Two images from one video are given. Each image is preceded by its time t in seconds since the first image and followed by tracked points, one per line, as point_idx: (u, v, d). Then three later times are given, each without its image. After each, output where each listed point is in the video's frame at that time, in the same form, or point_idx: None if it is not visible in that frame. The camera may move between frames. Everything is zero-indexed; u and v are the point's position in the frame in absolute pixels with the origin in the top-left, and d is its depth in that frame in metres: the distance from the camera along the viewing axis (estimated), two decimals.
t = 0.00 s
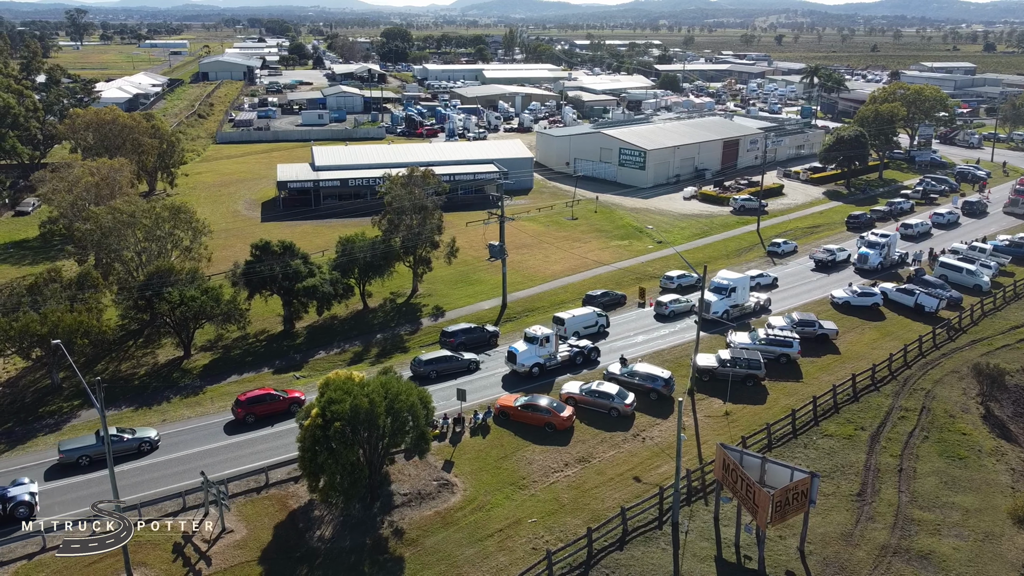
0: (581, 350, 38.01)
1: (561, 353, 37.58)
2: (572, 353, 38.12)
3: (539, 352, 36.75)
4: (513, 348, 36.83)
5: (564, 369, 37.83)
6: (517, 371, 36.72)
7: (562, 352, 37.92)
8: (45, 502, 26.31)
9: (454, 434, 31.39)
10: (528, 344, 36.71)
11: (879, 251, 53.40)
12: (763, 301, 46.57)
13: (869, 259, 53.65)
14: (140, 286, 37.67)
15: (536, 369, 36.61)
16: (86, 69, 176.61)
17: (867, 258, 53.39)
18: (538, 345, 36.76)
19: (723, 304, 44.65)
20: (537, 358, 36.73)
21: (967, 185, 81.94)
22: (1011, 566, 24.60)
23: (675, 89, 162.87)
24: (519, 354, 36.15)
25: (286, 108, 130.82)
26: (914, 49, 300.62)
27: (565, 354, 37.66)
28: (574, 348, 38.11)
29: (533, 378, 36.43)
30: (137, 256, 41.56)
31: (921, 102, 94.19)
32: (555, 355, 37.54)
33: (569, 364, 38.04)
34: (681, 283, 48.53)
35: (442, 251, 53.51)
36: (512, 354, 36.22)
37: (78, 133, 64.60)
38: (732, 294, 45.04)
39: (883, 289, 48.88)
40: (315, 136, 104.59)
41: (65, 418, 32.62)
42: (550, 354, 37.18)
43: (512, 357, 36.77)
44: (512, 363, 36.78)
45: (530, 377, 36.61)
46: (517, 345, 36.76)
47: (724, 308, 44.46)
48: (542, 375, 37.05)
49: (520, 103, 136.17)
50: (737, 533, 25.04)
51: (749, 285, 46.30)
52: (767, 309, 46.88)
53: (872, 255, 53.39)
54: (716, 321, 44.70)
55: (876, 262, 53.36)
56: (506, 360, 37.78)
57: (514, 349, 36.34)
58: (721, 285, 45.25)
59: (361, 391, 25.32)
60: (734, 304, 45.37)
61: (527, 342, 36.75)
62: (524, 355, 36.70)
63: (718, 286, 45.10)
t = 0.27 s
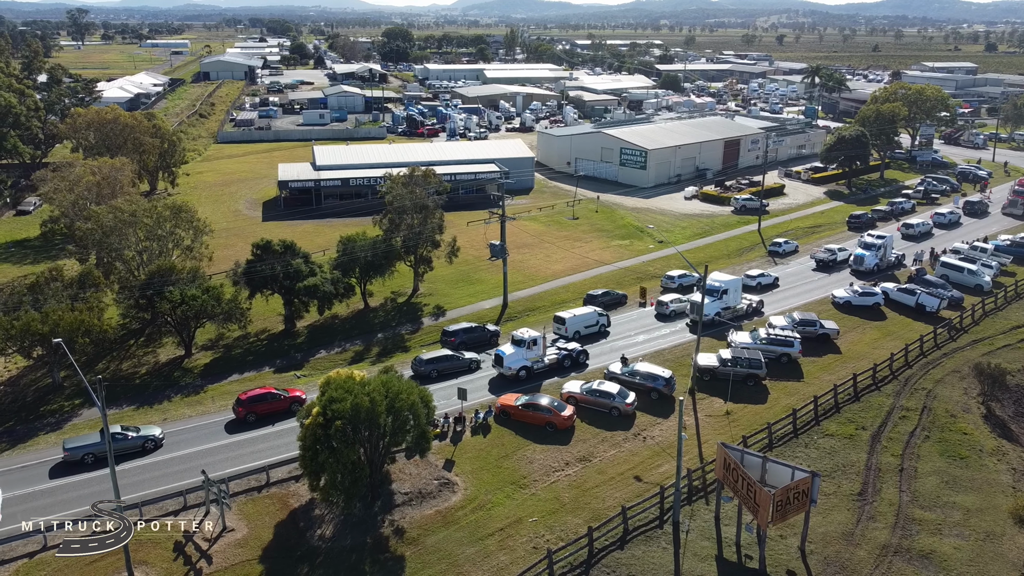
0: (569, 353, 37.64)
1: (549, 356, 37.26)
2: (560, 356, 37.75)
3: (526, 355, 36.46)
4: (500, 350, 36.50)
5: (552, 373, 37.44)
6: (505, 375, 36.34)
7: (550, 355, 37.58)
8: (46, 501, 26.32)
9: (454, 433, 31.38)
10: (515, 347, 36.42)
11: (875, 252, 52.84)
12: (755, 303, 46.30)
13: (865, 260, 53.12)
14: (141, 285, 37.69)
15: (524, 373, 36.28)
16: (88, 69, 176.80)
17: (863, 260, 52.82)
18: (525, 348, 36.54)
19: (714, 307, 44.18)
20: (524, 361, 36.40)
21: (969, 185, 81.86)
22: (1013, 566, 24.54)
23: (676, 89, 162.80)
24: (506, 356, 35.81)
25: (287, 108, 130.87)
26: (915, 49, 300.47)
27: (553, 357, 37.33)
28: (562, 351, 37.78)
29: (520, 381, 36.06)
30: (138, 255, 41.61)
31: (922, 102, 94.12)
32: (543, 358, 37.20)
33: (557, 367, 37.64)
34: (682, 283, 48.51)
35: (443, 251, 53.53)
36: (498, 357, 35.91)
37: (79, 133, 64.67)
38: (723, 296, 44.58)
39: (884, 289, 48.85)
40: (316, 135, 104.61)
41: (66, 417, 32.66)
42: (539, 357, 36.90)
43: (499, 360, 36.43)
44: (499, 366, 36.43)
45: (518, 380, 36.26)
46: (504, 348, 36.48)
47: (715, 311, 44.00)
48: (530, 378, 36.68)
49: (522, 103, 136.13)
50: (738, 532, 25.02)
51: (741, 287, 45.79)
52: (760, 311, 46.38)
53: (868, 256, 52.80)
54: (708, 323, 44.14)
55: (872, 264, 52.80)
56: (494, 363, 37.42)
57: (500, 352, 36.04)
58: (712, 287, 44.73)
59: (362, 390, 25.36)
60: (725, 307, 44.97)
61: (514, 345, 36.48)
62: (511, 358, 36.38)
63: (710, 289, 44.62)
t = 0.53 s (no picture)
0: (556, 357, 37.07)
1: (536, 359, 36.80)
2: (548, 360, 37.19)
3: (513, 359, 36.06)
4: (487, 354, 36.13)
5: (540, 377, 36.91)
6: (491, 378, 35.93)
7: (537, 358, 37.10)
8: (47, 500, 26.32)
9: (455, 433, 31.38)
10: (502, 350, 35.98)
11: (871, 254, 52.12)
12: (748, 305, 45.20)
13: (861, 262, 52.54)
14: (143, 285, 37.74)
15: (511, 376, 35.88)
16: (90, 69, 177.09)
17: (859, 261, 52.16)
18: (512, 351, 36.12)
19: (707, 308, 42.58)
20: (511, 364, 35.96)
21: (970, 185, 81.79)
22: (1014, 566, 24.52)
23: (678, 89, 162.76)
24: (492, 360, 35.44)
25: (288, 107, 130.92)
26: (916, 49, 300.40)
27: (540, 361, 36.84)
28: (550, 355, 37.24)
29: (507, 385, 35.64)
30: (138, 255, 41.67)
31: (924, 102, 94.08)
32: (530, 361, 36.73)
33: (544, 371, 37.10)
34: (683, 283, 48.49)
35: (444, 251, 53.55)
36: (485, 361, 35.53)
37: (81, 132, 64.77)
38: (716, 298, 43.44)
39: (885, 289, 48.84)
40: (317, 135, 104.67)
41: (67, 417, 32.69)
42: (525, 360, 36.48)
43: (485, 363, 36.04)
44: (485, 370, 36.05)
45: (504, 383, 35.82)
46: (491, 351, 36.12)
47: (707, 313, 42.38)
48: (516, 382, 36.25)
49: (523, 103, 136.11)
50: (739, 532, 25.02)
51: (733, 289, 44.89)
52: (752, 314, 45.47)
53: (864, 258, 52.08)
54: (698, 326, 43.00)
55: (868, 266, 52.15)
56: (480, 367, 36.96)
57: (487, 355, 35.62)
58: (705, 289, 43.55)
59: (363, 389, 25.39)
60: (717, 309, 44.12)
61: (501, 348, 36.05)
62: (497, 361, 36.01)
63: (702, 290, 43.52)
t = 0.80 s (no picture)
0: (543, 360, 36.78)
1: (523, 363, 36.45)
2: (535, 363, 36.88)
3: (499, 362, 35.63)
4: (473, 358, 35.70)
5: (526, 380, 36.63)
6: (478, 382, 35.58)
7: (524, 362, 36.76)
8: (49, 499, 26.35)
9: (456, 432, 31.37)
10: (488, 354, 35.56)
11: (866, 256, 51.79)
12: (740, 308, 44.98)
13: (856, 264, 52.20)
14: (144, 285, 37.77)
15: (497, 380, 35.54)
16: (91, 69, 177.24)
17: (854, 263, 51.81)
18: (498, 355, 35.61)
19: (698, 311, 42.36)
20: (497, 368, 35.59)
21: (971, 186, 81.73)
22: (1015, 566, 24.49)
23: (679, 89, 162.71)
24: (478, 364, 35.02)
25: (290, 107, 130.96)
26: (917, 50, 300.32)
27: (527, 364, 36.51)
28: (537, 358, 36.91)
29: (493, 389, 35.30)
30: (139, 254, 41.70)
31: (925, 102, 94.06)
32: (516, 365, 36.39)
33: (532, 374, 36.82)
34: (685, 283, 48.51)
35: (445, 251, 53.57)
36: (471, 365, 35.13)
37: (82, 132, 64.85)
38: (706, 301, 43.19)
39: (886, 289, 48.82)
40: (318, 135, 104.69)
41: (68, 416, 32.71)
42: (512, 364, 36.08)
43: (471, 366, 35.65)
44: (471, 373, 35.66)
45: (491, 387, 35.52)
46: (477, 355, 35.66)
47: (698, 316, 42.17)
48: (502, 385, 35.93)
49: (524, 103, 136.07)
50: (740, 532, 25.00)
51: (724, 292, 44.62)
52: (744, 317, 45.24)
53: (859, 260, 51.71)
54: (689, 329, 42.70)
55: (863, 268, 51.82)
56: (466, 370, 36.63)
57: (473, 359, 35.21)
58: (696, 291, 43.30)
59: (364, 389, 25.41)
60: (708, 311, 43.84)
61: (488, 352, 35.63)
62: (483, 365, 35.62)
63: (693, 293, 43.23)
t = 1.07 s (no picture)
0: (530, 364, 36.41)
1: (509, 367, 36.06)
2: (521, 367, 36.49)
3: (485, 367, 35.19)
4: (459, 361, 35.20)
5: (512, 385, 36.24)
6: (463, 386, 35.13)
7: (510, 366, 36.38)
8: (50, 499, 26.37)
9: (456, 433, 31.36)
10: (474, 358, 35.08)
11: (862, 258, 51.31)
12: (732, 311, 44.71)
13: (851, 267, 51.66)
14: (145, 285, 37.80)
15: (483, 384, 35.12)
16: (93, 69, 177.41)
17: (850, 266, 51.22)
18: (484, 359, 35.17)
19: (689, 314, 42.03)
20: (483, 372, 35.18)
21: (973, 186, 81.70)
22: (1016, 567, 24.47)
23: (680, 89, 162.68)
24: (464, 368, 34.53)
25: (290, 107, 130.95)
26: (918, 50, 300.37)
27: (513, 369, 36.12)
28: (524, 362, 36.54)
29: (478, 393, 34.86)
30: (141, 254, 41.75)
31: (926, 102, 94.05)
32: (502, 369, 35.99)
33: (518, 379, 36.43)
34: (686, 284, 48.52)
35: (446, 251, 53.59)
36: (457, 369, 34.63)
37: (83, 132, 64.91)
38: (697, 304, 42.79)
39: (887, 289, 48.82)
40: (319, 135, 104.72)
41: (69, 416, 32.74)
42: (498, 368, 35.67)
43: (456, 371, 35.14)
44: (456, 378, 35.15)
45: (477, 392, 35.11)
46: (463, 359, 35.16)
47: (689, 319, 41.83)
48: (488, 390, 35.51)
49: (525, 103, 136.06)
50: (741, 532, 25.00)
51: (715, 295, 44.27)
52: (735, 320, 44.89)
53: (855, 262, 51.13)
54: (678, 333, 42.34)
55: (858, 270, 51.25)
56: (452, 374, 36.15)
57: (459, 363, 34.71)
58: (686, 294, 42.90)
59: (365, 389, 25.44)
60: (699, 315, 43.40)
61: (474, 356, 35.15)
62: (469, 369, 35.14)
63: (684, 296, 42.79)
